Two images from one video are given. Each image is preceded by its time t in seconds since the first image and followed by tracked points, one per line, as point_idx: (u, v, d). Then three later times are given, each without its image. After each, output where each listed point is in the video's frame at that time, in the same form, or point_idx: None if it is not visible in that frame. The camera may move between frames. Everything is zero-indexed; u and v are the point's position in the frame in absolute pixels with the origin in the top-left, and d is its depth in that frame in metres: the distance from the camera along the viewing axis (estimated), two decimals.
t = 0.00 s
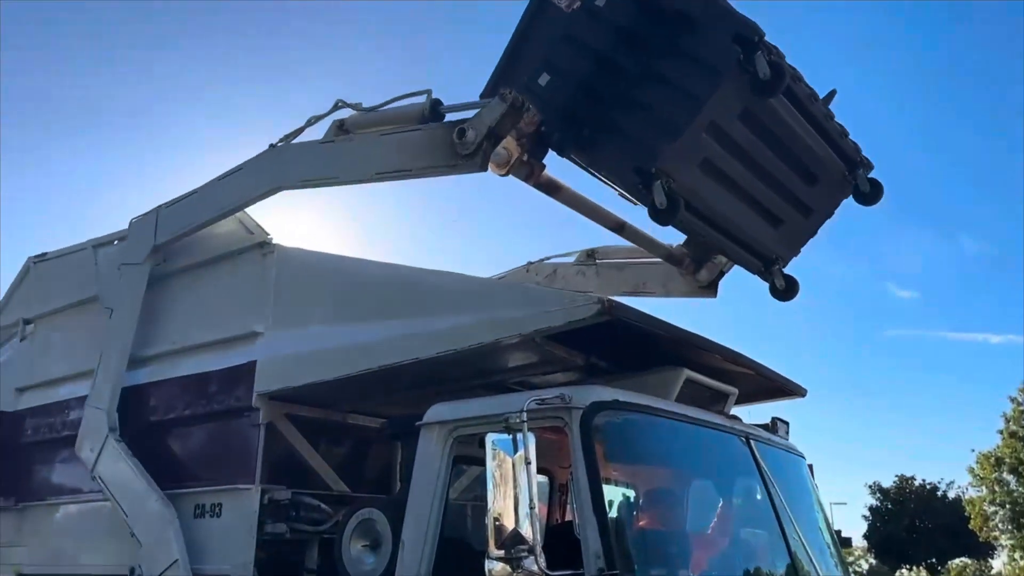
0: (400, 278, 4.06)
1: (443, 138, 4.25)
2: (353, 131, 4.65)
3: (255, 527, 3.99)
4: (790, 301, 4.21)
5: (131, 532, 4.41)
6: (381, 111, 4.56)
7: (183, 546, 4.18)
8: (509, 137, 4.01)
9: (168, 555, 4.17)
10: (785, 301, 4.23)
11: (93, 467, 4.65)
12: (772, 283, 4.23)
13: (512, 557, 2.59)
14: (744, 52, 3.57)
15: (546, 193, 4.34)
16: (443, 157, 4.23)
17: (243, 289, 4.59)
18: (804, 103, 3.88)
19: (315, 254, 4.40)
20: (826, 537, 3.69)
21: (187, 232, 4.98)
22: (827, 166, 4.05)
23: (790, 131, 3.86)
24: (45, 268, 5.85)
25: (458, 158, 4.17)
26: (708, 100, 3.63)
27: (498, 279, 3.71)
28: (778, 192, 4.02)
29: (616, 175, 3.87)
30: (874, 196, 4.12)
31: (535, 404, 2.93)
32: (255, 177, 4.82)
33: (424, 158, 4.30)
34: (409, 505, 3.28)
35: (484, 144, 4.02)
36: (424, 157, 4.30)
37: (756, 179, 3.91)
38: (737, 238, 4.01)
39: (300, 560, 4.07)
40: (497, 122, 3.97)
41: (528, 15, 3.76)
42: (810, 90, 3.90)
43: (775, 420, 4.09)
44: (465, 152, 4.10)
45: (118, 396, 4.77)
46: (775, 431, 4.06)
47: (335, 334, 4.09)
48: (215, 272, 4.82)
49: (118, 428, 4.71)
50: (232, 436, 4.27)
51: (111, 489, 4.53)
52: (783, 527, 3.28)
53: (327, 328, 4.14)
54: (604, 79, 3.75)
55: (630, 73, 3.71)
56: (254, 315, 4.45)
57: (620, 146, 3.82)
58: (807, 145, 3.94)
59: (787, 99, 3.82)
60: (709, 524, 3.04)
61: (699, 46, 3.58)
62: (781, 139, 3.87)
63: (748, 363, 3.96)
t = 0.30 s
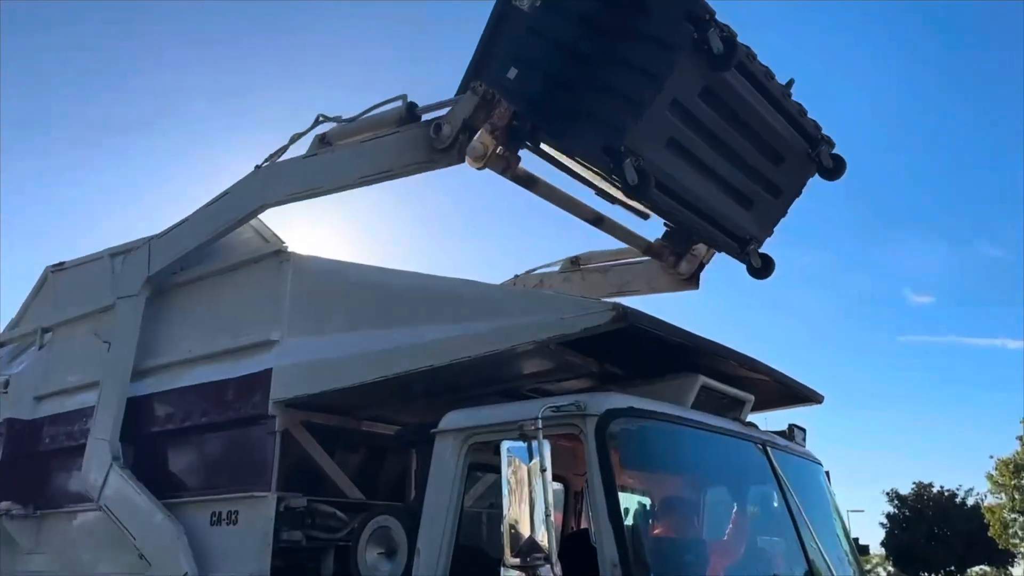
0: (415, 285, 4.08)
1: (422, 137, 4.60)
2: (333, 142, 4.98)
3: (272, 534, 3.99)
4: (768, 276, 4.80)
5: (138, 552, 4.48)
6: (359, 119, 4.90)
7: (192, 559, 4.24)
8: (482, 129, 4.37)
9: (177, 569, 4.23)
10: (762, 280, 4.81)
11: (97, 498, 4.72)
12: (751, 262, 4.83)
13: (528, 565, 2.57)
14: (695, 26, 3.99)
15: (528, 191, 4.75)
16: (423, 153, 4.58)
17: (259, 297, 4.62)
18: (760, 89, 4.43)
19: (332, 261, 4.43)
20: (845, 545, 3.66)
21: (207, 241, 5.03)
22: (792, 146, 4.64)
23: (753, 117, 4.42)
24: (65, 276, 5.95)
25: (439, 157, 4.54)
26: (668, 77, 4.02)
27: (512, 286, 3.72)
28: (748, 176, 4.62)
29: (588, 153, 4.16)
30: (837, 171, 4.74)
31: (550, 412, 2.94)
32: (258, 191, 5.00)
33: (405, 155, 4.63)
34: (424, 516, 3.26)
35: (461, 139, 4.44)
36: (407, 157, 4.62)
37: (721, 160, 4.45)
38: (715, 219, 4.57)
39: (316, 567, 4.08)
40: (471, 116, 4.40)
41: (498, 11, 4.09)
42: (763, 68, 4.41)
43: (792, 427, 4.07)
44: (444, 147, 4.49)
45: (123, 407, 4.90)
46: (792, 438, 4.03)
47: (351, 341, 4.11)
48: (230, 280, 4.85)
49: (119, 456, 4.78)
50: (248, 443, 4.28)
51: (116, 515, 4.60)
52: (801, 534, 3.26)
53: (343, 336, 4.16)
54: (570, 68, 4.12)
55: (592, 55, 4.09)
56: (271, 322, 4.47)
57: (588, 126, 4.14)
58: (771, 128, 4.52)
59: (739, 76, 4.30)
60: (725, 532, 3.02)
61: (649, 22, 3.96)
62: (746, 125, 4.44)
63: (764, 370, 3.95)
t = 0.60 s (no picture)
0: (426, 290, 4.09)
1: (391, 139, 4.64)
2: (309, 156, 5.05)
3: (286, 539, 4.01)
4: (736, 256, 4.89)
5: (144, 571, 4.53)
6: (331, 130, 4.97)
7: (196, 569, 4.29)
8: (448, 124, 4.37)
9: None
10: (733, 259, 4.89)
11: (102, 528, 4.81)
12: (719, 244, 4.90)
13: (541, 570, 2.57)
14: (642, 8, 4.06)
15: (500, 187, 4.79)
16: (395, 154, 4.61)
17: (272, 303, 4.65)
18: (710, 71, 4.47)
19: (344, 268, 4.45)
20: (860, 550, 3.64)
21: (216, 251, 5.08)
22: (745, 127, 4.69)
23: (705, 98, 4.46)
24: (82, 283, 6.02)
25: (409, 156, 4.56)
26: (617, 60, 4.06)
27: (521, 291, 3.72)
28: (706, 157, 4.65)
29: (552, 140, 4.17)
30: (789, 149, 4.80)
31: (562, 416, 2.93)
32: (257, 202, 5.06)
33: (377, 158, 4.67)
34: (438, 519, 3.26)
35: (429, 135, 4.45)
36: (379, 159, 4.66)
37: (680, 142, 4.47)
38: (678, 201, 4.60)
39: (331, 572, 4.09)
40: (438, 112, 4.40)
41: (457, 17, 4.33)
42: (710, 51, 4.44)
43: (806, 431, 4.06)
44: (416, 147, 4.50)
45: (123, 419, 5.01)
46: (806, 444, 4.01)
47: (362, 346, 4.13)
48: (244, 288, 4.88)
49: (120, 487, 4.85)
50: (261, 449, 4.30)
51: (122, 540, 4.68)
52: (816, 539, 3.24)
53: (354, 341, 4.18)
54: (530, 64, 4.30)
55: (551, 48, 4.26)
56: (283, 328, 4.50)
57: (549, 116, 4.22)
58: (723, 110, 4.57)
59: (685, 56, 4.33)
60: (740, 538, 3.02)
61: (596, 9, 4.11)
62: (700, 107, 4.47)
63: (777, 374, 3.93)
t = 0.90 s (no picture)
0: (436, 293, 4.10)
1: (356, 147, 4.82)
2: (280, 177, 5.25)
3: (298, 543, 4.01)
4: (697, 240, 5.25)
5: None
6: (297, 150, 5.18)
7: None
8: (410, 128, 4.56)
9: None
10: (695, 242, 5.26)
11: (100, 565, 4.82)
12: (679, 228, 5.22)
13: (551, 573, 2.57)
14: None
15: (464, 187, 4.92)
16: (363, 160, 4.79)
17: (283, 307, 4.67)
18: (651, 62, 4.71)
19: (354, 273, 4.47)
20: (872, 553, 3.62)
21: (221, 257, 5.14)
22: (689, 115, 4.97)
23: (647, 88, 4.69)
24: (94, 289, 6.09)
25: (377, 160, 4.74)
26: (563, 51, 4.23)
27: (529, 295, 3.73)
28: (657, 146, 4.90)
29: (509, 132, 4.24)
30: (735, 134, 5.11)
31: (572, 419, 2.93)
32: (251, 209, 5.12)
33: (345, 167, 4.84)
34: (448, 521, 3.27)
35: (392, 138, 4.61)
36: (347, 168, 4.83)
37: (632, 131, 4.70)
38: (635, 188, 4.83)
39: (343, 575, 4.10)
40: (398, 115, 4.55)
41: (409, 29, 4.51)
42: (648, 43, 4.68)
43: (818, 433, 4.05)
44: (382, 151, 4.67)
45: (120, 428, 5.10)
46: (818, 446, 4.00)
47: (376, 349, 4.12)
48: (254, 292, 4.90)
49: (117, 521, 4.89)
50: (272, 452, 4.31)
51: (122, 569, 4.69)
52: (829, 542, 3.22)
53: (367, 345, 4.18)
54: (478, 63, 4.37)
55: (498, 45, 4.36)
56: (294, 333, 4.52)
57: (504, 110, 4.31)
58: (668, 100, 4.83)
59: (625, 48, 4.54)
60: (751, 540, 3.02)
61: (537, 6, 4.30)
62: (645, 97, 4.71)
63: (789, 377, 3.92)
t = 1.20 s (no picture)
0: (442, 295, 4.11)
1: (312, 165, 5.04)
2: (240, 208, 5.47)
3: (306, 545, 4.02)
4: (641, 227, 5.57)
5: None
6: (255, 182, 5.43)
7: None
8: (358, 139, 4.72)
9: None
10: (639, 229, 5.58)
11: None
12: (624, 216, 5.52)
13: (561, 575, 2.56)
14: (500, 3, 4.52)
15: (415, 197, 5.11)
16: (320, 175, 5.01)
17: (291, 309, 4.69)
18: (576, 64, 5.03)
19: (362, 275, 4.48)
20: (882, 555, 3.61)
21: (226, 261, 5.19)
22: (618, 113, 5.34)
23: (575, 88, 5.01)
24: (104, 292, 6.11)
25: (331, 172, 4.95)
26: (489, 51, 4.51)
27: (534, 296, 3.73)
28: (591, 143, 5.24)
29: (449, 130, 4.47)
30: (659, 124, 5.55)
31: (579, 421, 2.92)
32: (246, 220, 5.21)
33: (304, 187, 5.06)
34: (458, 522, 3.27)
35: (343, 150, 4.80)
36: (305, 185, 5.05)
37: (565, 127, 5.00)
38: (577, 181, 5.14)
39: None
40: (346, 127, 4.70)
41: (350, 60, 4.99)
42: (569, 45, 4.98)
43: (827, 434, 4.04)
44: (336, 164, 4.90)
45: (105, 442, 5.23)
46: (827, 447, 4.00)
47: (383, 351, 4.14)
48: (263, 294, 4.91)
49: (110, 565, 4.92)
50: (281, 455, 4.31)
51: None
52: (838, 544, 3.21)
53: (374, 346, 4.20)
54: (413, 74, 4.71)
55: (430, 55, 4.70)
56: (302, 335, 4.53)
57: (441, 110, 4.57)
58: (595, 98, 5.19)
59: (547, 49, 4.84)
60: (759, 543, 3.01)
61: (459, 18, 4.65)
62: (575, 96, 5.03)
63: (797, 378, 3.91)
